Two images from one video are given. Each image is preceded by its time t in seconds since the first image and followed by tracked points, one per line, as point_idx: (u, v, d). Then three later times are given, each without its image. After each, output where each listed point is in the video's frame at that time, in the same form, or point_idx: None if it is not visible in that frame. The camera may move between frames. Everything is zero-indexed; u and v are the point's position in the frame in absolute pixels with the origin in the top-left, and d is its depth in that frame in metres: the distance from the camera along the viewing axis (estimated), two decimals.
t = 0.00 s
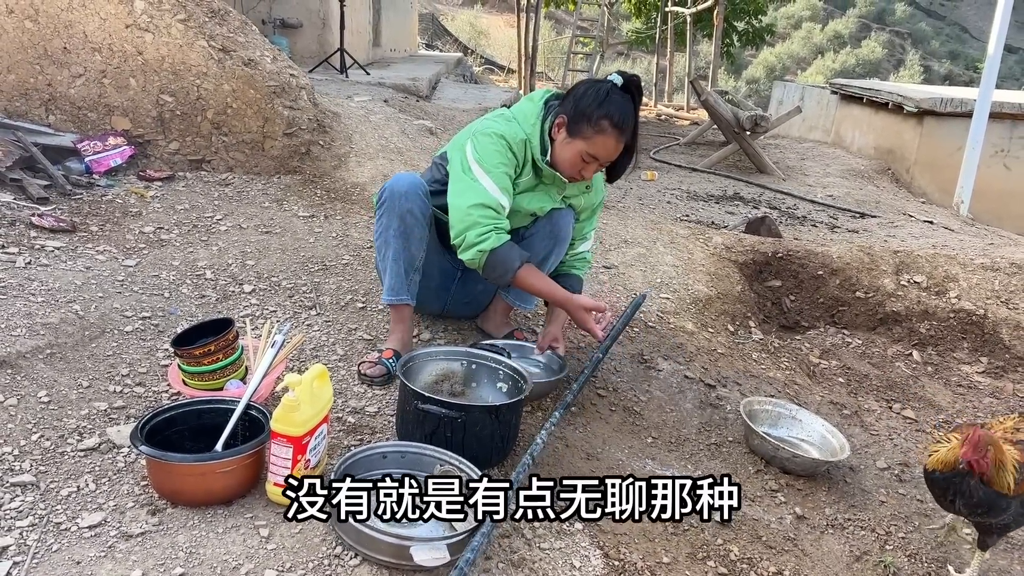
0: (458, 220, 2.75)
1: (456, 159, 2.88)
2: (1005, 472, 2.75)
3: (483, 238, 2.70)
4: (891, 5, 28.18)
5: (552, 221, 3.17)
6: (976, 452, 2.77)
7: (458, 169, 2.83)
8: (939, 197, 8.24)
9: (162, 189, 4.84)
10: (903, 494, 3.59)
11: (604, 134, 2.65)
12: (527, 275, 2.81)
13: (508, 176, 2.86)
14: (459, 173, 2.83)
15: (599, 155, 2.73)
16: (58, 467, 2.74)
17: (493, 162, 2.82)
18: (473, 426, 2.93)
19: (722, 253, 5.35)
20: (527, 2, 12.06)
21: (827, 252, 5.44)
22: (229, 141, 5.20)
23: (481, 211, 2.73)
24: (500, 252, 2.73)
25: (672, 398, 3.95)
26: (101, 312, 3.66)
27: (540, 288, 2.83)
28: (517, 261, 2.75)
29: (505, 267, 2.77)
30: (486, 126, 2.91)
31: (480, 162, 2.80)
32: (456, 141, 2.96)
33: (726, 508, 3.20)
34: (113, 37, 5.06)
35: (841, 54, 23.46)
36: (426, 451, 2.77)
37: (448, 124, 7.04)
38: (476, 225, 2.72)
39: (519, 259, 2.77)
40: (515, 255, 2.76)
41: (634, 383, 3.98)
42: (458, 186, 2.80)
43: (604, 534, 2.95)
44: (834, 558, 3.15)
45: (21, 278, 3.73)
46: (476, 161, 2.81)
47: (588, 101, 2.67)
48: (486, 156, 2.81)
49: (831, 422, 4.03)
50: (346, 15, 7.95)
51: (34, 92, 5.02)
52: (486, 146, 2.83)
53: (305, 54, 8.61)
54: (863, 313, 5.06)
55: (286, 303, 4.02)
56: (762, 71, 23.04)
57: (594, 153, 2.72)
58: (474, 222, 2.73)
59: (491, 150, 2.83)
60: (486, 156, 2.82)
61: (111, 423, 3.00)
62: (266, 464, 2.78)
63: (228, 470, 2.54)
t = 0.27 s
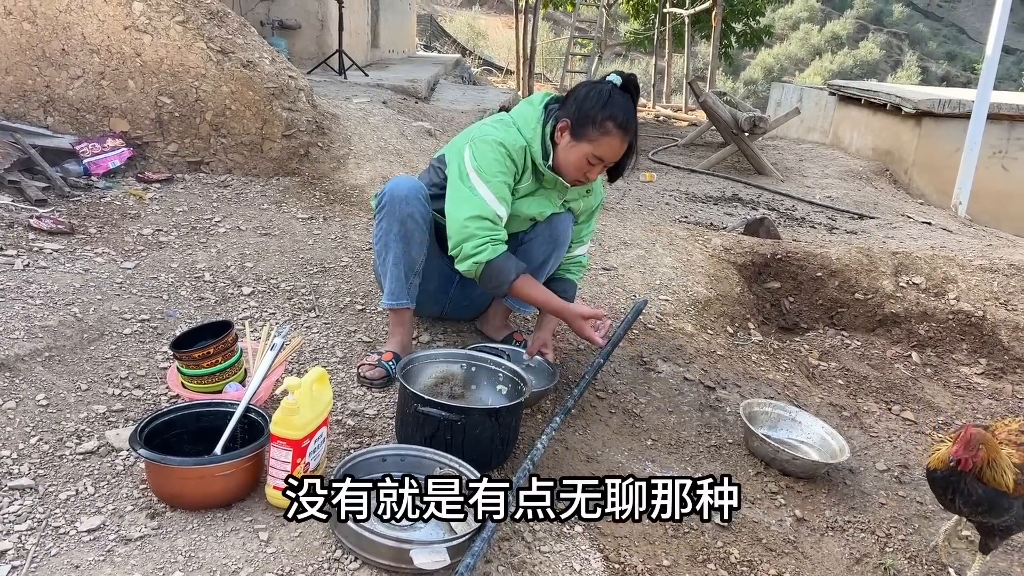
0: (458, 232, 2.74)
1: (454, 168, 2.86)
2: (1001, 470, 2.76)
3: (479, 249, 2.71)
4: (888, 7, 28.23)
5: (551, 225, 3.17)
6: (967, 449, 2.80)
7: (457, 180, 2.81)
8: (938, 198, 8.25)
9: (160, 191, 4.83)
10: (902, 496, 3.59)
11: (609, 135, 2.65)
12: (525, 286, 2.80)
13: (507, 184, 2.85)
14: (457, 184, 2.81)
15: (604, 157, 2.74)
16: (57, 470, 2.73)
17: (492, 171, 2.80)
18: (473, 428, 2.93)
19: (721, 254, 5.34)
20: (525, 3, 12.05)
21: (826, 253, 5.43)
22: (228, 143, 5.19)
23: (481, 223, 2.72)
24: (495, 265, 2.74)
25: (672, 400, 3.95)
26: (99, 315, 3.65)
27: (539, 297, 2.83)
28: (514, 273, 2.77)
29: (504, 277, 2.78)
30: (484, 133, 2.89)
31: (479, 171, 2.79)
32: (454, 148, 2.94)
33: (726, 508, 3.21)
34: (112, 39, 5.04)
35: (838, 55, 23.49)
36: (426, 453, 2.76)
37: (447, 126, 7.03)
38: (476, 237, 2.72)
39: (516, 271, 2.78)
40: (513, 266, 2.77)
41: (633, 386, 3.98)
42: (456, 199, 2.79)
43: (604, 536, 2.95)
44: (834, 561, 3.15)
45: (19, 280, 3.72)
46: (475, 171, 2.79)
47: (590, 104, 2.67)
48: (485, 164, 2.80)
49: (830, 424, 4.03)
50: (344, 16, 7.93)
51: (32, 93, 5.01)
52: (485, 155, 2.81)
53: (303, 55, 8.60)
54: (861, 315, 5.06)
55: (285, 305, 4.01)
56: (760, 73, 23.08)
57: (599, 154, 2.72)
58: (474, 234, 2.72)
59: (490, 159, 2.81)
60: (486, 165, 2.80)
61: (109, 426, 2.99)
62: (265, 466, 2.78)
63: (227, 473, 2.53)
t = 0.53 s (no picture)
0: (460, 243, 2.72)
1: (454, 174, 2.84)
2: (1004, 471, 2.75)
3: (478, 259, 2.70)
4: (886, 7, 28.24)
5: (554, 227, 3.15)
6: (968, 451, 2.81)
7: (457, 189, 2.79)
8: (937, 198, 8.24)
9: (157, 192, 4.80)
10: (904, 498, 3.57)
11: (613, 136, 2.64)
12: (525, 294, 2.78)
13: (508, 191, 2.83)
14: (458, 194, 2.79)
15: (608, 157, 2.72)
16: (52, 474, 2.71)
17: (493, 178, 2.78)
18: (472, 431, 2.91)
19: (720, 255, 5.32)
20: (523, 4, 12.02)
21: (825, 254, 5.40)
22: (225, 144, 5.16)
23: (482, 233, 2.71)
24: (494, 274, 2.73)
25: (671, 402, 3.93)
26: (95, 317, 3.62)
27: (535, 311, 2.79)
28: (512, 283, 2.76)
29: (503, 285, 2.77)
30: (485, 140, 2.86)
31: (480, 179, 2.77)
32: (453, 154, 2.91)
33: (726, 508, 3.19)
34: (108, 39, 5.02)
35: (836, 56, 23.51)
36: (424, 457, 2.74)
37: (445, 126, 7.01)
38: (477, 248, 2.71)
39: (514, 281, 2.77)
40: (513, 274, 2.76)
41: (633, 387, 3.96)
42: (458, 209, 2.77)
43: (604, 539, 2.92)
44: (836, 563, 3.13)
45: (15, 282, 3.70)
46: (476, 178, 2.77)
47: (593, 105, 2.65)
48: (486, 172, 2.78)
49: (831, 425, 4.01)
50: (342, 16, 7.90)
51: (28, 94, 4.98)
52: (486, 161, 2.79)
53: (301, 55, 8.57)
54: (861, 316, 5.05)
55: (282, 307, 3.99)
56: (758, 73, 23.09)
57: (603, 155, 2.71)
58: (475, 245, 2.71)
59: (492, 165, 2.79)
60: (487, 173, 2.78)
61: (105, 429, 2.97)
62: (262, 470, 2.76)
63: (225, 477, 2.50)
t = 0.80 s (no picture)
0: (465, 252, 2.76)
1: (457, 178, 2.82)
2: (1007, 469, 2.73)
3: (473, 266, 2.76)
4: (883, 7, 28.27)
5: (557, 226, 3.15)
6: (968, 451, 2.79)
7: (461, 197, 2.78)
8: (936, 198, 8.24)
9: (155, 192, 4.78)
10: (905, 497, 3.56)
11: (620, 134, 2.67)
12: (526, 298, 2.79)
13: (512, 196, 2.83)
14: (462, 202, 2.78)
15: (615, 155, 2.75)
16: (49, 475, 2.69)
17: (498, 183, 2.76)
18: (471, 431, 2.89)
19: (720, 254, 5.30)
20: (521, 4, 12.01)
21: (825, 253, 5.38)
22: (222, 143, 5.14)
23: (483, 243, 2.76)
24: (488, 280, 2.77)
25: (672, 401, 3.92)
26: (92, 317, 3.60)
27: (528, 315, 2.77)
28: (506, 288, 2.78)
29: (499, 289, 2.80)
30: (488, 144, 2.81)
31: (484, 186, 2.75)
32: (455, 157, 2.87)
33: (726, 508, 3.18)
34: (105, 39, 5.00)
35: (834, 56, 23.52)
36: (424, 456, 2.72)
37: (443, 126, 6.99)
38: (479, 256, 2.75)
39: (509, 285, 2.79)
40: (510, 279, 2.80)
41: (633, 387, 3.94)
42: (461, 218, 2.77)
43: (604, 538, 2.91)
44: (837, 563, 3.12)
45: (11, 283, 3.68)
46: (479, 185, 2.75)
47: (599, 104, 2.66)
48: (490, 177, 2.75)
49: (831, 424, 4.00)
50: (339, 16, 7.87)
51: (24, 94, 4.95)
52: (491, 167, 2.76)
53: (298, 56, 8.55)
54: (861, 315, 5.03)
55: (281, 307, 3.97)
56: (755, 74, 23.10)
57: (610, 153, 2.74)
58: (478, 253, 2.76)
59: (497, 170, 2.76)
60: (491, 179, 2.76)
61: (103, 430, 2.95)
62: (261, 471, 2.74)
63: (223, 477, 2.49)
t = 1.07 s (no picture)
0: (487, 266, 2.86)
1: (465, 192, 2.84)
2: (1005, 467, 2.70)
3: (497, 279, 2.87)
4: (879, 7, 28.32)
5: (562, 223, 3.18)
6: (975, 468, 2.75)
7: (474, 212, 2.82)
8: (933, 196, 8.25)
9: (151, 193, 4.77)
10: (903, 495, 3.56)
11: (620, 128, 2.70)
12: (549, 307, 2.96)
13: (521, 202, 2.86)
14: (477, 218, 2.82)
15: (617, 150, 2.79)
16: (44, 475, 2.68)
17: (507, 195, 2.80)
18: (468, 430, 2.89)
19: (717, 252, 5.29)
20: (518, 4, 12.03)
21: (822, 251, 5.37)
22: (218, 143, 5.13)
23: (506, 256, 2.85)
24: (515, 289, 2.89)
25: (669, 400, 3.91)
26: (88, 317, 3.59)
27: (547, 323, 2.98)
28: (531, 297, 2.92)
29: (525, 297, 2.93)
30: (491, 153, 2.81)
31: (494, 198, 2.79)
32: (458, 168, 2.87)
33: (726, 508, 3.18)
34: (101, 39, 5.01)
35: (830, 57, 23.56)
36: (420, 456, 2.72)
37: (440, 126, 6.98)
38: (503, 270, 2.86)
39: (535, 294, 2.95)
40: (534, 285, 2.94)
41: (629, 385, 3.94)
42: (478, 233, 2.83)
43: (601, 537, 2.89)
44: (835, 561, 3.11)
45: (6, 282, 3.67)
46: (490, 199, 2.79)
47: (598, 101, 2.68)
48: (500, 189, 2.78)
49: (829, 422, 3.99)
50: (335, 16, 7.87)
51: (20, 94, 4.93)
52: (498, 178, 2.78)
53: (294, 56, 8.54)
54: (859, 313, 5.03)
55: (277, 307, 3.96)
56: (752, 74, 23.12)
57: (612, 148, 2.77)
58: (499, 267, 2.86)
59: (504, 180, 2.78)
60: (502, 192, 2.80)
61: (98, 430, 2.94)
62: (257, 469, 2.73)
63: (219, 476, 2.48)
